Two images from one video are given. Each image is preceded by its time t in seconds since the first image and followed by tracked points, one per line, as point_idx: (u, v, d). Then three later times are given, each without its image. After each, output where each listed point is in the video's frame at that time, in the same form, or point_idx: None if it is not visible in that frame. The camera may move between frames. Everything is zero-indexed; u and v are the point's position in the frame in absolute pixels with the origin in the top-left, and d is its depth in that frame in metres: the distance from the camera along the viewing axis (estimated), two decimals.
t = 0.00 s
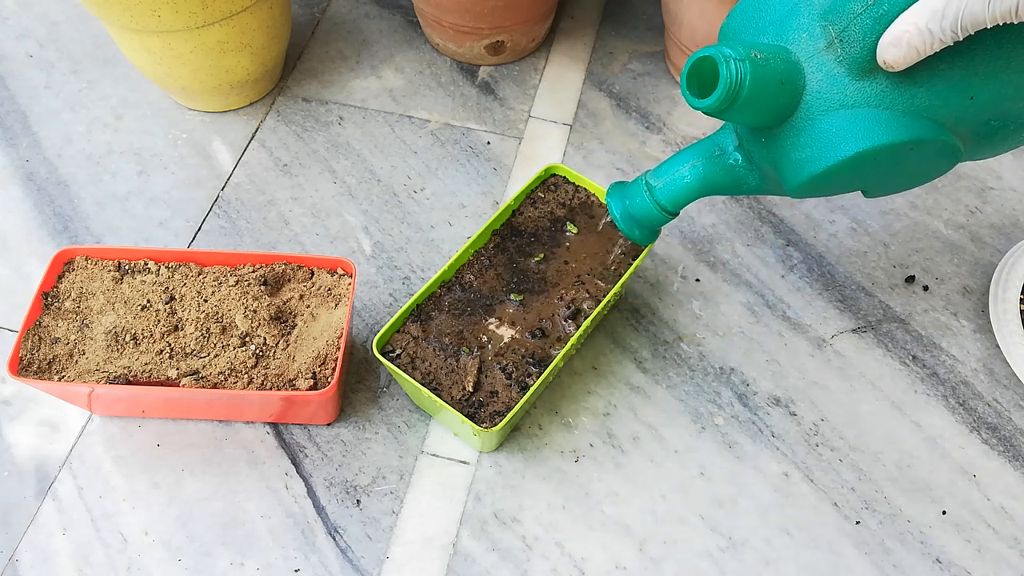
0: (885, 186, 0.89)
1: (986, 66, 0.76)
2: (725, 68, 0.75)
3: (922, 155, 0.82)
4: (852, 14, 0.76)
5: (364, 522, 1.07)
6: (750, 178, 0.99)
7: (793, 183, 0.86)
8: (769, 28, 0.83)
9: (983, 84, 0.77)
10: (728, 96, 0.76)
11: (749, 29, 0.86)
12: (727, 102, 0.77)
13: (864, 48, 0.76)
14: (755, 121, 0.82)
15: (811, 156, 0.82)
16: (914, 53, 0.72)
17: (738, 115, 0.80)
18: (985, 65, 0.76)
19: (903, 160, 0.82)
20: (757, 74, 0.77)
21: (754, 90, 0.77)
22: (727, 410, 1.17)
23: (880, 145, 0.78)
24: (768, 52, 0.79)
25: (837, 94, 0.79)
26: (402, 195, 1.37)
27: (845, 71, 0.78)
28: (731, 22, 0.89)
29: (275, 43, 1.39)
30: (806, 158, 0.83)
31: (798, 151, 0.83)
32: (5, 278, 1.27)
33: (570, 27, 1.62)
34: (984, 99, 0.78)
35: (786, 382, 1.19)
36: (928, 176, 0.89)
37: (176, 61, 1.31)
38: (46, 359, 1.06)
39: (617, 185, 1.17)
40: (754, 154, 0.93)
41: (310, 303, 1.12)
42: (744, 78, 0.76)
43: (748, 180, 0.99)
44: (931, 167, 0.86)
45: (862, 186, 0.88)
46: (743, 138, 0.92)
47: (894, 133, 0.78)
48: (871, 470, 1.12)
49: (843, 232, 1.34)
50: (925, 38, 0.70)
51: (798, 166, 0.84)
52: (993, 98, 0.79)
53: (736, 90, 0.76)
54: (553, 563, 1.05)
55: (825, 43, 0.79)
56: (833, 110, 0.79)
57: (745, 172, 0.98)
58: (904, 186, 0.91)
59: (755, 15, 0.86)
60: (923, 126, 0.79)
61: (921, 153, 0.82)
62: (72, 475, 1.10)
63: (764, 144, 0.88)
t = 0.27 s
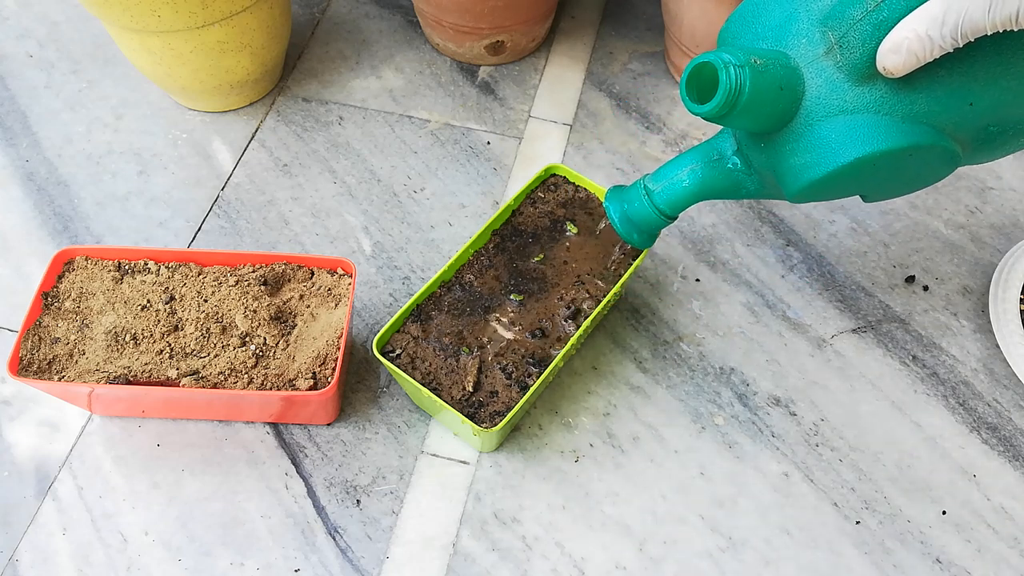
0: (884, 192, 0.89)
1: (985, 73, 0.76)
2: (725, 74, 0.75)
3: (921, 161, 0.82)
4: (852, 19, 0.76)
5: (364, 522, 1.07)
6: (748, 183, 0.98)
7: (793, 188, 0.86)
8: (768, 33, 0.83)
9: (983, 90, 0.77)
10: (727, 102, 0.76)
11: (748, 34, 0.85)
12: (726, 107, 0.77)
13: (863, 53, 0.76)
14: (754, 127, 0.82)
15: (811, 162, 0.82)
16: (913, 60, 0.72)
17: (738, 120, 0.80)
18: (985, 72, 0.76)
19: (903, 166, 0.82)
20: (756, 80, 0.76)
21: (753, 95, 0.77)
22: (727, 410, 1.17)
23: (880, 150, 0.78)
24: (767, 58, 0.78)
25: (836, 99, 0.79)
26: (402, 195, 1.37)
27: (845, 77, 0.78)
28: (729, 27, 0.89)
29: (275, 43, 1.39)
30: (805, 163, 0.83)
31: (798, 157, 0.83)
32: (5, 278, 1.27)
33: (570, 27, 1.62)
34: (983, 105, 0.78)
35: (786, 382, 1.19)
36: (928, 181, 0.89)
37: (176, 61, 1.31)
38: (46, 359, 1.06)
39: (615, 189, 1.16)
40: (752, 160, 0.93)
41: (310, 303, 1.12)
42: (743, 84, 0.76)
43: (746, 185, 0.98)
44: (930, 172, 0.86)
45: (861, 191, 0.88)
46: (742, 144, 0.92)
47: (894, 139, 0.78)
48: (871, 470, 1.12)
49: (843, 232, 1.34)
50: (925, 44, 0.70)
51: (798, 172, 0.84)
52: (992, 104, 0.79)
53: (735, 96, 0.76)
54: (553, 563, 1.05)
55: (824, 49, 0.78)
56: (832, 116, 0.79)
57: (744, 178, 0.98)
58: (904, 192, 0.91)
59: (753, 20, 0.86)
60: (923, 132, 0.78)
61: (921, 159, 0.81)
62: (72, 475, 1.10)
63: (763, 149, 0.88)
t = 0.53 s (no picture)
0: (885, 188, 0.89)
1: (989, 68, 0.76)
2: (724, 69, 0.75)
3: (922, 157, 0.82)
4: (853, 13, 0.76)
5: (364, 522, 1.07)
6: (746, 180, 0.97)
7: (793, 184, 0.86)
8: (768, 27, 0.83)
9: (986, 86, 0.77)
10: (727, 96, 0.76)
11: (747, 28, 0.85)
12: (727, 102, 0.77)
13: (865, 48, 0.76)
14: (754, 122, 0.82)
15: (811, 158, 0.82)
16: (916, 53, 0.71)
17: (738, 115, 0.80)
18: (988, 67, 0.76)
19: (904, 162, 0.82)
20: (756, 75, 0.76)
21: (753, 90, 0.77)
22: (727, 410, 1.17)
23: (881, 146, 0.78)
24: (767, 53, 0.78)
25: (836, 95, 0.79)
26: (402, 195, 1.37)
27: (846, 71, 0.78)
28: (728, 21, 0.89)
29: (275, 43, 1.39)
30: (806, 160, 0.83)
31: (798, 153, 0.83)
32: (5, 278, 1.27)
33: (570, 27, 1.62)
34: (986, 101, 0.79)
35: (786, 382, 1.19)
36: (929, 177, 0.89)
37: (176, 61, 1.31)
38: (46, 359, 1.06)
39: (612, 184, 1.16)
40: (751, 156, 0.93)
41: (310, 303, 1.12)
42: (743, 80, 0.76)
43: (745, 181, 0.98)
44: (932, 167, 0.86)
45: (862, 188, 0.88)
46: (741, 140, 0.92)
47: (895, 135, 0.78)
48: (871, 470, 1.12)
49: (843, 232, 1.34)
50: (928, 38, 0.70)
51: (799, 168, 0.84)
52: (994, 99, 0.79)
53: (735, 90, 0.76)
54: (553, 563, 1.05)
55: (825, 43, 0.78)
56: (833, 111, 0.79)
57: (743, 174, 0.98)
58: (905, 188, 0.91)
59: (752, 14, 0.85)
60: (924, 128, 0.79)
61: (922, 155, 0.82)
62: (72, 475, 1.10)
63: (762, 145, 0.88)
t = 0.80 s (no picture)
0: (869, 202, 0.88)
1: (970, 79, 0.75)
2: (704, 88, 0.74)
3: (904, 171, 0.81)
4: (833, 28, 0.74)
5: (364, 522, 1.07)
6: (729, 196, 0.96)
7: (776, 201, 0.85)
8: (746, 42, 0.81)
9: (968, 98, 0.76)
10: (708, 116, 0.75)
11: (726, 44, 0.84)
12: (707, 123, 0.75)
13: (845, 63, 0.75)
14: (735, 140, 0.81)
15: (795, 175, 0.81)
16: (898, 67, 0.70)
17: (719, 135, 0.79)
18: (969, 79, 0.75)
19: (887, 176, 0.81)
20: (737, 93, 0.75)
21: (734, 109, 0.75)
22: (727, 410, 1.17)
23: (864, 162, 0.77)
24: (747, 69, 0.77)
25: (818, 110, 0.78)
26: (402, 195, 1.37)
27: (826, 87, 0.77)
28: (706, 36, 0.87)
29: (275, 43, 1.39)
30: (789, 177, 0.82)
31: (781, 170, 0.82)
32: (5, 278, 1.27)
33: (570, 27, 1.62)
34: (967, 113, 0.77)
35: (786, 382, 1.19)
36: (913, 189, 0.88)
37: (176, 61, 1.31)
38: (46, 359, 1.06)
39: (594, 204, 1.16)
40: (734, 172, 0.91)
41: (310, 303, 1.12)
42: (724, 99, 0.75)
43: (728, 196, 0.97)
44: (915, 180, 0.85)
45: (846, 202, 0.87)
46: (722, 157, 0.91)
47: (877, 151, 0.77)
48: (871, 470, 1.12)
49: (843, 231, 1.34)
50: (909, 53, 0.69)
51: (781, 186, 0.83)
52: (976, 111, 0.78)
53: (716, 110, 0.75)
54: (553, 563, 1.05)
55: (805, 58, 0.77)
56: (815, 128, 0.78)
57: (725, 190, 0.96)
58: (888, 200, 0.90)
59: (730, 29, 0.84)
60: (906, 142, 0.77)
61: (905, 169, 0.81)
62: (72, 475, 1.10)
63: (744, 162, 0.87)
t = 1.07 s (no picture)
0: (843, 230, 0.84)
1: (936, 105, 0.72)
2: (667, 123, 0.72)
3: (878, 199, 0.77)
4: (796, 58, 0.72)
5: (364, 522, 1.07)
6: (699, 226, 0.93)
7: (748, 234, 0.81)
8: (710, 73, 0.78)
9: (936, 124, 0.73)
10: (673, 150, 0.72)
11: (688, 75, 0.81)
12: (673, 158, 0.73)
13: (811, 92, 0.72)
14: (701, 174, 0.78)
15: (764, 207, 0.78)
16: (864, 98, 0.68)
17: (685, 169, 0.76)
18: (936, 104, 0.72)
19: (860, 206, 0.77)
20: (702, 126, 0.73)
21: (699, 142, 0.73)
22: (727, 410, 1.17)
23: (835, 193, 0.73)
24: (711, 102, 0.74)
25: (785, 141, 0.74)
26: (402, 195, 1.37)
27: (793, 117, 0.74)
28: (669, 66, 0.85)
29: (275, 43, 1.39)
30: (759, 209, 0.78)
31: (751, 202, 0.79)
32: (5, 278, 1.27)
33: (570, 27, 1.62)
34: (937, 139, 0.74)
35: (786, 382, 1.19)
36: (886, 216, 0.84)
37: (176, 61, 1.31)
38: (46, 359, 1.06)
39: (564, 236, 1.15)
40: (703, 202, 0.88)
41: (310, 303, 1.12)
42: (689, 133, 0.72)
43: (698, 226, 0.94)
44: (888, 208, 0.81)
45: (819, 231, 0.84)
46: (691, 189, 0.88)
47: (849, 180, 0.73)
48: (871, 470, 1.12)
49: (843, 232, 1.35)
50: (875, 82, 0.67)
51: (752, 219, 0.80)
52: (945, 137, 0.74)
53: (681, 145, 0.72)
54: (553, 563, 1.05)
55: (769, 88, 0.74)
56: (783, 158, 0.75)
57: (694, 219, 0.93)
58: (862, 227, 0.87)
59: (693, 60, 0.81)
60: (878, 169, 0.74)
61: (879, 197, 0.77)
62: (72, 475, 1.10)
63: (713, 194, 0.84)
